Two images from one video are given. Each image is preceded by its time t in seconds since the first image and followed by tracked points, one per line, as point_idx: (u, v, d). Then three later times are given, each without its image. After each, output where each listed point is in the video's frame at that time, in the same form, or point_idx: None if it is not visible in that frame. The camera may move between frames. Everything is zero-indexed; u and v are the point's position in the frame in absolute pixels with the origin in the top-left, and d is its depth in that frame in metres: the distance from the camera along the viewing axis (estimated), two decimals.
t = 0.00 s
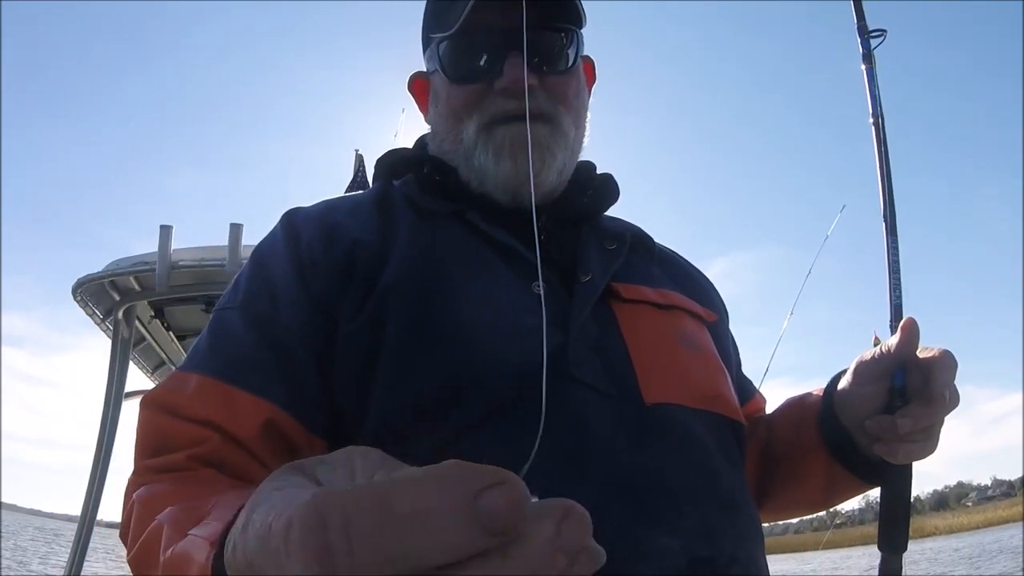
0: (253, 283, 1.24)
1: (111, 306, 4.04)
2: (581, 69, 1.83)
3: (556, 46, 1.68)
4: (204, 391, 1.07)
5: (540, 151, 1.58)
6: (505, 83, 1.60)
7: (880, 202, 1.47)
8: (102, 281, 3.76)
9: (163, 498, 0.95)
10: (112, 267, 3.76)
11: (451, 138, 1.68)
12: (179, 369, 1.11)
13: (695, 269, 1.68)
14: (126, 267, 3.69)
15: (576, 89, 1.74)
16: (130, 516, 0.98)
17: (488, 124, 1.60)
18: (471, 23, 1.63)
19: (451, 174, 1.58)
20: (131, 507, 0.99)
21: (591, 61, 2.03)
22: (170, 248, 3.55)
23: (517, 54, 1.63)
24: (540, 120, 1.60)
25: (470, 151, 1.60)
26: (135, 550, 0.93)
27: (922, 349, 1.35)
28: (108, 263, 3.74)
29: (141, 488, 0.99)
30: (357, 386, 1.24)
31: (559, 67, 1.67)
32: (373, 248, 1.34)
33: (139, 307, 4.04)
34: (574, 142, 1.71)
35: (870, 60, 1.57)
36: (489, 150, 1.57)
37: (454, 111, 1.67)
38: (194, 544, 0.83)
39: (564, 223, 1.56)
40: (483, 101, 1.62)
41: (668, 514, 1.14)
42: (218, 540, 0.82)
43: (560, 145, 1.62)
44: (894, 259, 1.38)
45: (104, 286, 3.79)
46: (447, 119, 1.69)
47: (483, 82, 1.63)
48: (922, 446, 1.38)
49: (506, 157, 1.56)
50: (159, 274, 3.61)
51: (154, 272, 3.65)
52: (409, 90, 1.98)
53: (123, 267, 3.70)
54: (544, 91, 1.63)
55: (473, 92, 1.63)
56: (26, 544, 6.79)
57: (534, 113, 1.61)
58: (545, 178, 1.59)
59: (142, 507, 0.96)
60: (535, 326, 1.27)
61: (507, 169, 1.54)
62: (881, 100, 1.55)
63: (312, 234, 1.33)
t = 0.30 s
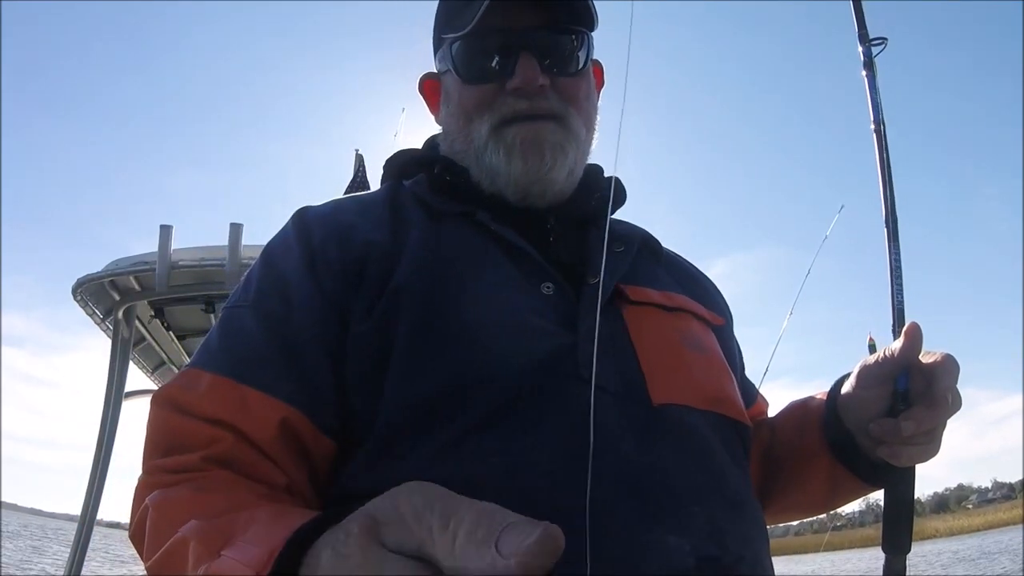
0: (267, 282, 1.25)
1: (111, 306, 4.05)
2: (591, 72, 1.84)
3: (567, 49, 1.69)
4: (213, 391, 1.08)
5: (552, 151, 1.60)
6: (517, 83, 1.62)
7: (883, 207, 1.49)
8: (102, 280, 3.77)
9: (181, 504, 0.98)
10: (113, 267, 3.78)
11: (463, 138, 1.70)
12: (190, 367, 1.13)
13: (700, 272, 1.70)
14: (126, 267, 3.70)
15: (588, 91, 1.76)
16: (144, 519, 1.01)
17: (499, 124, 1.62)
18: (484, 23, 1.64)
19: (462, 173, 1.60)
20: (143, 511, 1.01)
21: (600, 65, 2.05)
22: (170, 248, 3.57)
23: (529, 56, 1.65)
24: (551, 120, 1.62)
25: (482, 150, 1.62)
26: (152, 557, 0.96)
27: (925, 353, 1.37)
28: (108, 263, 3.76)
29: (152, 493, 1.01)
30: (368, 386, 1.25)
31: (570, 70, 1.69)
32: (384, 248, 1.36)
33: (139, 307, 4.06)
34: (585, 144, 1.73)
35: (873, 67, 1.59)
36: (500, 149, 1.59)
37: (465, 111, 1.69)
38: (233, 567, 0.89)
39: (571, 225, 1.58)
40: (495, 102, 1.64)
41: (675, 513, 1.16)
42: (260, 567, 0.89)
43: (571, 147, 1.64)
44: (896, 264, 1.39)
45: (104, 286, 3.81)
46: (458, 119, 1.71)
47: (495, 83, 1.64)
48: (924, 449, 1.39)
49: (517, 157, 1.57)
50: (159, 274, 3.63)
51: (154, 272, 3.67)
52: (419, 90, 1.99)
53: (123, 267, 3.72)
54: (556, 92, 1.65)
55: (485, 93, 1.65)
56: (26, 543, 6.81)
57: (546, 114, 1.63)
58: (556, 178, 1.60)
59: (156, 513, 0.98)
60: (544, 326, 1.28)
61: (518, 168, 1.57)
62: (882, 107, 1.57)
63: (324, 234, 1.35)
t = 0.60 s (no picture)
0: (266, 281, 1.25)
1: (111, 306, 4.05)
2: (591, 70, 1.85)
3: (566, 47, 1.69)
4: (213, 390, 1.08)
5: (552, 146, 1.60)
6: (517, 80, 1.62)
7: (885, 209, 1.49)
8: (102, 280, 3.77)
9: (181, 503, 0.98)
10: (113, 267, 3.77)
11: (463, 135, 1.70)
12: (189, 365, 1.13)
13: (701, 274, 1.70)
14: (126, 267, 3.70)
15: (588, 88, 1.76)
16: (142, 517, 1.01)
17: (499, 121, 1.62)
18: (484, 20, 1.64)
19: (463, 169, 1.59)
20: (142, 510, 1.01)
21: (598, 64, 2.05)
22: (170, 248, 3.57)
23: (530, 53, 1.65)
24: (552, 116, 1.62)
25: (482, 146, 1.62)
26: (151, 556, 0.96)
27: (925, 356, 1.37)
28: (108, 263, 3.76)
29: (151, 491, 1.01)
30: (369, 385, 1.25)
31: (571, 67, 1.69)
32: (385, 249, 1.36)
33: (140, 307, 4.06)
34: (585, 141, 1.73)
35: (876, 69, 1.59)
36: (500, 144, 1.59)
37: (465, 108, 1.69)
38: (232, 563, 0.89)
39: (571, 225, 1.58)
40: (495, 99, 1.64)
41: (676, 513, 1.16)
42: (260, 564, 0.89)
43: (572, 142, 1.64)
44: (897, 267, 1.39)
45: (104, 285, 3.81)
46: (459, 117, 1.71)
47: (495, 80, 1.64)
48: (924, 452, 1.40)
49: (518, 152, 1.57)
50: (159, 274, 3.63)
51: (154, 272, 3.66)
52: (417, 88, 1.99)
53: (123, 267, 3.72)
54: (556, 89, 1.65)
55: (485, 90, 1.65)
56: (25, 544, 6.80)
57: (546, 110, 1.63)
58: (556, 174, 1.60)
59: (156, 511, 0.98)
60: (544, 326, 1.29)
61: (518, 163, 1.57)
62: (885, 110, 1.57)
63: (324, 233, 1.35)
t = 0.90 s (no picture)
0: (257, 281, 1.24)
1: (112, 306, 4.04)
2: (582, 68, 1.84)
3: (557, 44, 1.68)
4: (205, 391, 1.07)
5: (543, 145, 1.59)
6: (507, 79, 1.61)
7: (885, 206, 1.48)
8: (102, 280, 3.76)
9: (173, 502, 0.96)
10: (113, 267, 3.77)
11: (455, 135, 1.69)
12: (181, 366, 1.12)
13: (697, 272, 1.69)
14: (126, 267, 3.69)
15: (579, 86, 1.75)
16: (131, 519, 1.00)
17: (490, 120, 1.61)
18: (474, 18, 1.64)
19: (454, 169, 1.58)
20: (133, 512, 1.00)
21: (592, 62, 2.04)
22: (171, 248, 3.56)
23: (520, 52, 1.64)
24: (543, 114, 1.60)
25: (472, 146, 1.61)
26: (141, 559, 0.95)
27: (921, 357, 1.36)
28: (108, 263, 3.75)
29: (141, 493, 1.00)
30: (363, 384, 1.24)
31: (562, 65, 1.68)
32: (379, 248, 1.35)
33: (140, 307, 4.05)
34: (577, 139, 1.72)
35: (877, 66, 1.57)
36: (491, 143, 1.58)
37: (456, 108, 1.68)
38: (219, 564, 0.88)
39: (568, 223, 1.57)
40: (485, 98, 1.63)
41: (673, 513, 1.15)
42: (246, 563, 0.88)
43: (563, 141, 1.63)
44: (896, 266, 1.38)
45: (104, 286, 3.80)
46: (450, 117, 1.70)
47: (485, 79, 1.63)
48: (918, 453, 1.38)
49: (509, 152, 1.56)
50: (160, 274, 3.62)
51: (154, 272, 3.65)
52: (409, 87, 1.98)
53: (123, 267, 3.71)
54: (547, 87, 1.64)
55: (475, 89, 1.64)
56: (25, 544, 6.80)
57: (537, 109, 1.62)
58: (548, 174, 1.59)
59: (146, 513, 0.97)
60: (539, 326, 1.28)
61: (509, 163, 1.56)
62: (888, 107, 1.55)
63: (317, 233, 1.34)
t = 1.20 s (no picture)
0: (249, 279, 1.24)
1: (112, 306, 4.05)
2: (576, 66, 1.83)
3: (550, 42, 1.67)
4: (198, 385, 1.07)
5: (535, 143, 1.58)
6: (499, 77, 1.61)
7: (875, 203, 1.47)
8: (101, 280, 3.77)
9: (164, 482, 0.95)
10: (113, 266, 3.77)
11: (448, 135, 1.69)
12: (175, 364, 1.12)
13: (693, 270, 1.69)
14: (126, 267, 3.69)
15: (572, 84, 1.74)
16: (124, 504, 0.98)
17: (482, 119, 1.60)
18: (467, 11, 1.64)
19: (447, 168, 1.58)
20: (127, 497, 0.99)
21: (587, 61, 2.04)
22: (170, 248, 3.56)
23: (512, 50, 1.64)
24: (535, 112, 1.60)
25: (465, 145, 1.61)
26: (132, 535, 0.92)
27: (918, 354, 1.36)
28: (108, 263, 3.75)
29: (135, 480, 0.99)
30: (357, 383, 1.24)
31: (554, 62, 1.67)
32: (372, 247, 1.35)
33: (140, 307, 4.05)
34: (570, 138, 1.71)
35: (864, 60, 1.57)
36: (483, 142, 1.58)
37: (449, 107, 1.68)
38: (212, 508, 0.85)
39: (564, 222, 1.57)
40: (478, 97, 1.63)
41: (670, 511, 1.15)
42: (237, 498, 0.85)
43: (555, 139, 1.63)
44: (887, 263, 1.38)
45: (104, 286, 3.80)
46: (444, 115, 1.69)
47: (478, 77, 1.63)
48: (915, 452, 1.38)
49: (501, 151, 1.56)
50: (160, 274, 3.62)
51: (154, 271, 3.66)
52: (404, 87, 1.97)
53: (123, 267, 3.71)
54: (539, 86, 1.64)
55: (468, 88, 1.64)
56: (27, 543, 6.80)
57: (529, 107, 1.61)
58: (540, 173, 1.59)
59: (139, 495, 0.95)
60: (533, 324, 1.27)
61: (501, 161, 1.56)
62: (874, 102, 1.55)
63: (310, 232, 1.34)
